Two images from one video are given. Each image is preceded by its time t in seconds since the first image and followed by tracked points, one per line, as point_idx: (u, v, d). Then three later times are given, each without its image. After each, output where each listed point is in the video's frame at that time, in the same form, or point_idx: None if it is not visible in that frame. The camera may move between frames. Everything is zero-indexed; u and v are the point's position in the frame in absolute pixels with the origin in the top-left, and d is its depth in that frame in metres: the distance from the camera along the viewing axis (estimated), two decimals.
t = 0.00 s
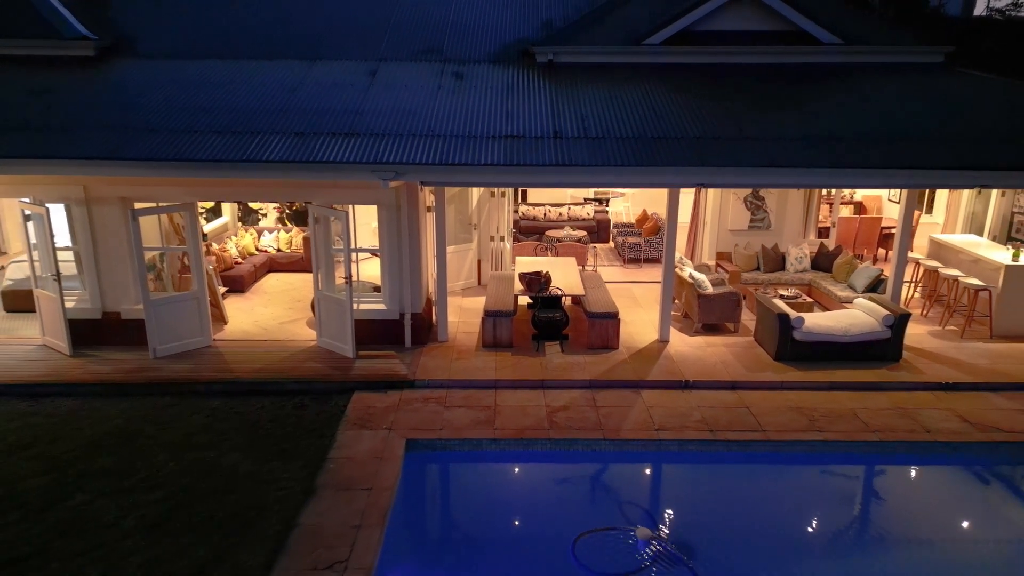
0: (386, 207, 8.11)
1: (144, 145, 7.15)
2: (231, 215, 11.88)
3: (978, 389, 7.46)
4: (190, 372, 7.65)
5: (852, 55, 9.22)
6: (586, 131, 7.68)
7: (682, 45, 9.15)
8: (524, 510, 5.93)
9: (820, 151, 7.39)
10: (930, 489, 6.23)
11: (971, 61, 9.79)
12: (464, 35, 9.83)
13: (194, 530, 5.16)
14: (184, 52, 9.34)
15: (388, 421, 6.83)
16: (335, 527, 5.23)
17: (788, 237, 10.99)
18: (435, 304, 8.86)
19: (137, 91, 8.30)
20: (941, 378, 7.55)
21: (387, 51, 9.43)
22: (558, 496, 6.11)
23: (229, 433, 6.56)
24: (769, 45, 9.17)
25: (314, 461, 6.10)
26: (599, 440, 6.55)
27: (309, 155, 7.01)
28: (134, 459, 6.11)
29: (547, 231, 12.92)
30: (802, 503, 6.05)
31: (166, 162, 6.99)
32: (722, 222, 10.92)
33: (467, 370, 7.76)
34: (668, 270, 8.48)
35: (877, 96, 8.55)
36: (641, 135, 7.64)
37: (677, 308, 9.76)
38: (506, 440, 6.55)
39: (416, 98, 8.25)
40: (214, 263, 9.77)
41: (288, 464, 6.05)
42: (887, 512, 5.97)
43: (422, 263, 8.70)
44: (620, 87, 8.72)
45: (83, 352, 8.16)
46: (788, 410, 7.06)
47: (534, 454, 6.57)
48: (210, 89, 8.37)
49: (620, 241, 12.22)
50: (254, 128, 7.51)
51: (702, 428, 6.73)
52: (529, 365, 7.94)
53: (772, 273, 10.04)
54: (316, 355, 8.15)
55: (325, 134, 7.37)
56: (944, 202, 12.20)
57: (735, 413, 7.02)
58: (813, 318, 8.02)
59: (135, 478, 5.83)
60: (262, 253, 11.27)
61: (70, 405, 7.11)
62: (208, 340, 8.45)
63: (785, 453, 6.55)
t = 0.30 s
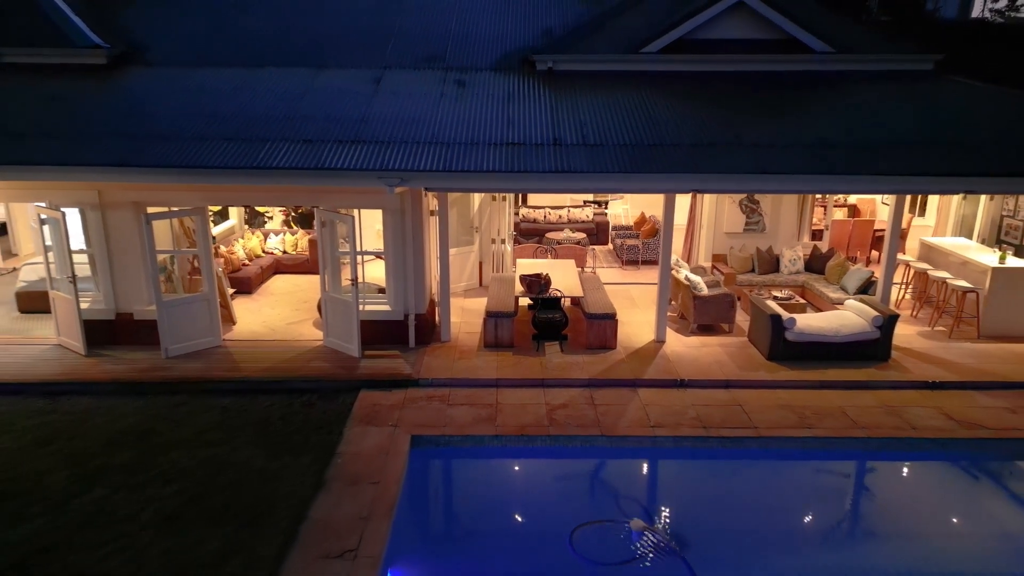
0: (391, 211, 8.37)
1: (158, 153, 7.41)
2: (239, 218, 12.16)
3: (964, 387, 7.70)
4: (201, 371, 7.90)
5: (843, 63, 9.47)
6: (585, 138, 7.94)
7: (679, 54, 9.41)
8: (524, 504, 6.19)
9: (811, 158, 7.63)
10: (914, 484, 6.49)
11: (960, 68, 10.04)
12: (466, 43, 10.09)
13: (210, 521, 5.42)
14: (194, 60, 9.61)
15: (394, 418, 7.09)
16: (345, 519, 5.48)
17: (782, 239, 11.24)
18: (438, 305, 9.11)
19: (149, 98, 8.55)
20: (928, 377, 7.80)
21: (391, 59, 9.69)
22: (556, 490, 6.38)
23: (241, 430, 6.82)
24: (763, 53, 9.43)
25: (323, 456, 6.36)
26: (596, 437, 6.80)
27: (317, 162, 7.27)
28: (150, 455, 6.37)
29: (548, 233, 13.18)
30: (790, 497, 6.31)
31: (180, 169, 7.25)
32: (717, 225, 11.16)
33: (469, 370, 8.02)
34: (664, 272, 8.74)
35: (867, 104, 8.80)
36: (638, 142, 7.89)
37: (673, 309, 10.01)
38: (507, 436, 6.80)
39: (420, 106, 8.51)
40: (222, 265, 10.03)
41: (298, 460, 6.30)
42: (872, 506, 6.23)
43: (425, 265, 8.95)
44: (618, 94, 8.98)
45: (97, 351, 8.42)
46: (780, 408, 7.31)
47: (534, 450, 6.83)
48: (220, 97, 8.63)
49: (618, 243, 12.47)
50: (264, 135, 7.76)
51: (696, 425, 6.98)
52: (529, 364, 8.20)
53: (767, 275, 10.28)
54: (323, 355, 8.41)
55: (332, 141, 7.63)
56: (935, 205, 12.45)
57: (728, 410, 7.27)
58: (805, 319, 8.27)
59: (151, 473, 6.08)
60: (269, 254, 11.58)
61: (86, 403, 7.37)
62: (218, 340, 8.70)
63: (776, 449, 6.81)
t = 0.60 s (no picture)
0: (396, 212, 8.66)
1: (173, 156, 7.70)
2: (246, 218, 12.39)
3: (950, 381, 7.99)
4: (213, 366, 8.19)
5: (834, 68, 9.76)
6: (584, 141, 8.22)
7: (675, 59, 9.70)
8: (525, 490, 6.49)
9: (802, 160, 7.91)
10: (898, 472, 6.78)
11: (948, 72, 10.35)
12: (468, 49, 10.38)
13: (228, 505, 5.71)
14: (204, 65, 9.90)
15: (400, 410, 7.37)
16: (355, 502, 5.78)
17: (776, 238, 11.52)
18: (442, 303, 9.39)
19: (163, 103, 8.84)
20: (914, 371, 8.09)
21: (396, 64, 9.99)
22: (556, 477, 6.67)
23: (254, 421, 7.11)
24: (756, 58, 9.72)
25: (333, 445, 6.65)
26: (594, 428, 7.09)
27: (326, 164, 7.56)
28: (168, 444, 6.66)
29: (548, 233, 13.47)
30: (780, 485, 6.60)
31: (194, 170, 7.54)
32: (713, 225, 11.42)
33: (472, 365, 8.30)
34: (661, 270, 9.02)
35: (857, 108, 9.09)
36: (635, 145, 8.18)
37: (670, 307, 10.29)
38: (509, 427, 7.09)
39: (424, 110, 8.80)
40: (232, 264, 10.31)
41: (309, 448, 6.60)
42: (856, 493, 6.52)
43: (429, 264, 9.23)
44: (616, 98, 9.27)
45: (112, 347, 8.71)
46: (771, 401, 7.60)
47: (534, 440, 7.11)
48: (230, 101, 8.92)
49: (616, 242, 12.75)
50: (275, 138, 8.06)
51: (690, 417, 7.26)
52: (530, 360, 8.48)
53: (761, 274, 10.55)
54: (330, 351, 8.69)
55: (340, 144, 7.92)
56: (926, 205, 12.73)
57: (722, 403, 7.56)
58: (797, 316, 8.56)
59: (171, 460, 6.38)
60: (276, 254, 11.82)
61: (104, 396, 7.66)
62: (229, 336, 8.99)
63: (767, 440, 7.09)
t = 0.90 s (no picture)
0: (401, 209, 8.96)
1: (186, 154, 8.00)
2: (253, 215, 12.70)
3: (935, 372, 8.29)
4: (225, 357, 8.50)
5: (825, 70, 10.06)
6: (583, 141, 8.53)
7: (671, 61, 10.01)
8: (525, 474, 6.79)
9: (792, 159, 8.21)
10: (883, 456, 7.09)
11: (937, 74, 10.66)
12: (470, 51, 10.69)
13: (243, 486, 6.02)
14: (215, 66, 10.20)
15: (406, 398, 7.68)
16: (365, 483, 6.09)
17: (770, 235, 11.81)
18: (445, 297, 9.70)
19: (176, 103, 9.15)
20: (901, 362, 8.39)
21: (400, 65, 10.30)
22: (555, 462, 6.98)
23: (266, 409, 7.42)
24: (750, 60, 10.02)
25: (343, 431, 6.96)
26: (592, 415, 7.40)
27: (334, 162, 7.86)
28: (184, 430, 6.97)
29: (548, 230, 13.77)
30: (769, 469, 6.90)
31: (207, 168, 7.84)
32: (709, 222, 11.71)
33: (475, 356, 8.61)
34: (657, 265, 9.32)
35: (847, 108, 9.39)
36: (631, 144, 8.48)
37: (666, 302, 10.59)
38: (510, 414, 7.40)
39: (428, 110, 9.10)
40: (241, 259, 10.62)
41: (319, 434, 6.90)
42: (842, 476, 6.83)
43: (433, 259, 9.53)
44: (614, 99, 9.57)
45: (127, 339, 9.01)
46: (762, 390, 7.90)
47: (535, 427, 7.42)
48: (241, 102, 9.23)
49: (615, 239, 13.05)
50: (284, 137, 8.36)
51: (685, 405, 7.57)
52: (531, 351, 8.79)
53: (755, 269, 10.85)
54: (338, 343, 9.00)
55: (348, 143, 8.22)
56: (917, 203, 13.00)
57: (715, 392, 7.86)
58: (788, 309, 8.86)
59: (187, 445, 6.69)
60: (283, 250, 12.12)
61: (121, 385, 7.97)
62: (239, 328, 9.30)
63: (757, 426, 7.40)
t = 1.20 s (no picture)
0: (406, 205, 9.29)
1: (200, 152, 8.33)
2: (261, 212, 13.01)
3: (920, 361, 8.62)
4: (237, 347, 8.83)
5: (817, 70, 10.38)
6: (581, 139, 8.85)
7: (667, 62, 10.34)
8: (525, 455, 7.13)
9: (783, 156, 8.53)
10: (867, 440, 7.42)
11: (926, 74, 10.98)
12: (473, 52, 11.02)
13: (259, 464, 6.35)
14: (226, 67, 10.54)
15: (412, 385, 8.02)
16: (374, 462, 6.42)
17: (764, 231, 12.12)
18: (449, 290, 10.03)
19: (189, 103, 9.48)
20: (887, 352, 8.72)
21: (405, 66, 10.63)
22: (554, 444, 7.31)
23: (278, 394, 7.76)
24: (744, 61, 10.35)
25: (352, 415, 7.30)
26: (590, 401, 7.75)
27: (343, 159, 8.19)
28: (201, 414, 7.31)
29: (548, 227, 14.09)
30: (758, 451, 7.23)
31: (220, 165, 8.16)
32: (704, 219, 12.03)
33: (477, 346, 8.94)
34: (653, 259, 9.66)
35: (837, 107, 9.72)
36: (628, 142, 8.81)
37: (663, 295, 10.91)
38: (512, 400, 7.74)
39: (432, 109, 9.43)
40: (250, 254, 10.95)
41: (330, 417, 7.24)
42: (827, 458, 7.16)
43: (437, 253, 9.86)
44: (612, 99, 9.91)
45: (142, 330, 9.35)
46: (753, 378, 8.23)
47: (535, 412, 7.76)
48: (251, 101, 9.56)
49: (613, 236, 13.37)
50: (294, 136, 8.69)
51: (679, 392, 7.91)
52: (531, 342, 9.12)
53: (749, 264, 11.17)
54: (345, 334, 9.34)
55: (356, 141, 8.56)
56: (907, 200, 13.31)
57: (708, 380, 8.20)
58: (780, 302, 9.19)
59: (204, 427, 7.03)
60: (290, 246, 12.43)
61: (138, 373, 8.31)
62: (250, 320, 9.63)
63: (748, 412, 7.73)
